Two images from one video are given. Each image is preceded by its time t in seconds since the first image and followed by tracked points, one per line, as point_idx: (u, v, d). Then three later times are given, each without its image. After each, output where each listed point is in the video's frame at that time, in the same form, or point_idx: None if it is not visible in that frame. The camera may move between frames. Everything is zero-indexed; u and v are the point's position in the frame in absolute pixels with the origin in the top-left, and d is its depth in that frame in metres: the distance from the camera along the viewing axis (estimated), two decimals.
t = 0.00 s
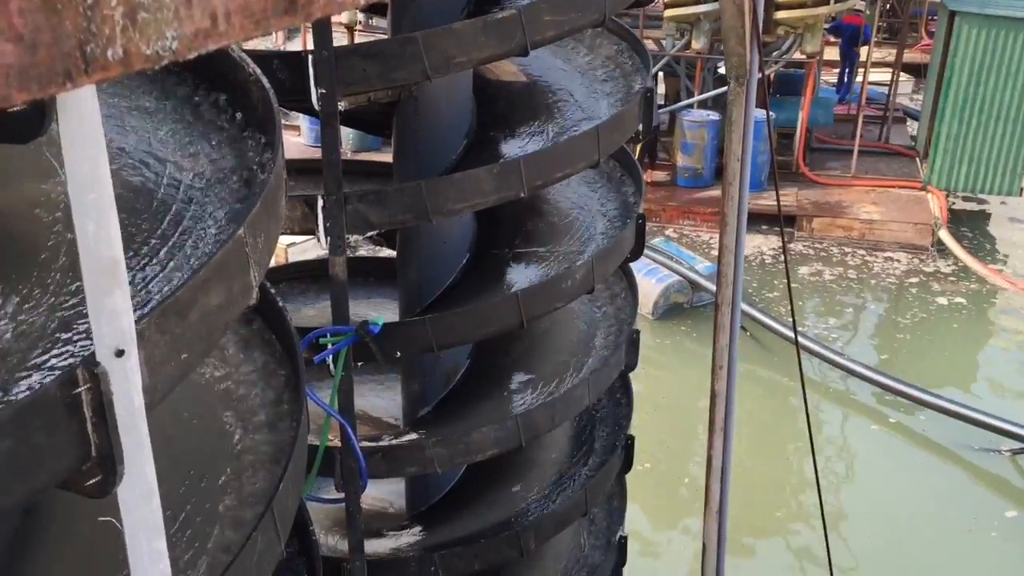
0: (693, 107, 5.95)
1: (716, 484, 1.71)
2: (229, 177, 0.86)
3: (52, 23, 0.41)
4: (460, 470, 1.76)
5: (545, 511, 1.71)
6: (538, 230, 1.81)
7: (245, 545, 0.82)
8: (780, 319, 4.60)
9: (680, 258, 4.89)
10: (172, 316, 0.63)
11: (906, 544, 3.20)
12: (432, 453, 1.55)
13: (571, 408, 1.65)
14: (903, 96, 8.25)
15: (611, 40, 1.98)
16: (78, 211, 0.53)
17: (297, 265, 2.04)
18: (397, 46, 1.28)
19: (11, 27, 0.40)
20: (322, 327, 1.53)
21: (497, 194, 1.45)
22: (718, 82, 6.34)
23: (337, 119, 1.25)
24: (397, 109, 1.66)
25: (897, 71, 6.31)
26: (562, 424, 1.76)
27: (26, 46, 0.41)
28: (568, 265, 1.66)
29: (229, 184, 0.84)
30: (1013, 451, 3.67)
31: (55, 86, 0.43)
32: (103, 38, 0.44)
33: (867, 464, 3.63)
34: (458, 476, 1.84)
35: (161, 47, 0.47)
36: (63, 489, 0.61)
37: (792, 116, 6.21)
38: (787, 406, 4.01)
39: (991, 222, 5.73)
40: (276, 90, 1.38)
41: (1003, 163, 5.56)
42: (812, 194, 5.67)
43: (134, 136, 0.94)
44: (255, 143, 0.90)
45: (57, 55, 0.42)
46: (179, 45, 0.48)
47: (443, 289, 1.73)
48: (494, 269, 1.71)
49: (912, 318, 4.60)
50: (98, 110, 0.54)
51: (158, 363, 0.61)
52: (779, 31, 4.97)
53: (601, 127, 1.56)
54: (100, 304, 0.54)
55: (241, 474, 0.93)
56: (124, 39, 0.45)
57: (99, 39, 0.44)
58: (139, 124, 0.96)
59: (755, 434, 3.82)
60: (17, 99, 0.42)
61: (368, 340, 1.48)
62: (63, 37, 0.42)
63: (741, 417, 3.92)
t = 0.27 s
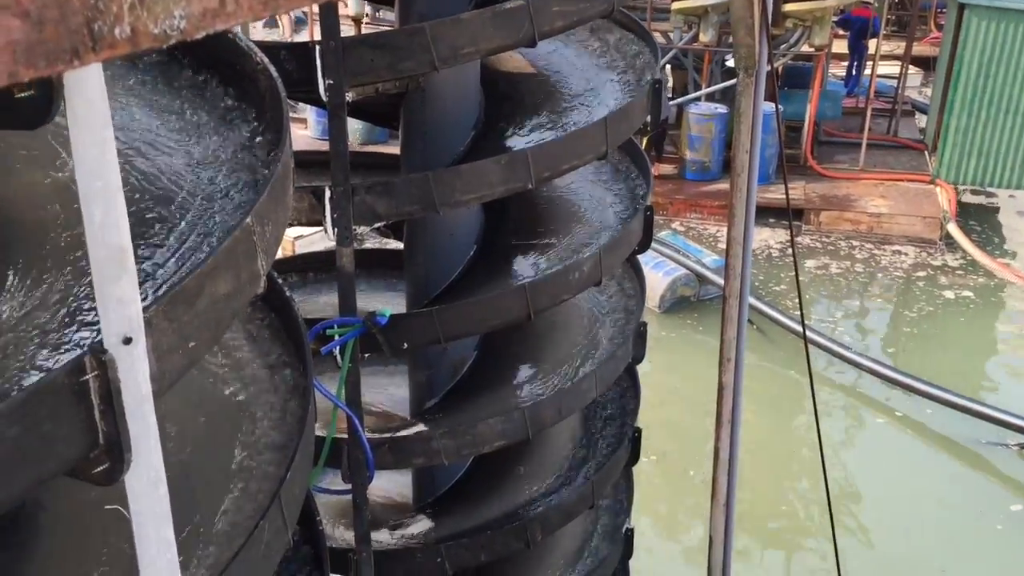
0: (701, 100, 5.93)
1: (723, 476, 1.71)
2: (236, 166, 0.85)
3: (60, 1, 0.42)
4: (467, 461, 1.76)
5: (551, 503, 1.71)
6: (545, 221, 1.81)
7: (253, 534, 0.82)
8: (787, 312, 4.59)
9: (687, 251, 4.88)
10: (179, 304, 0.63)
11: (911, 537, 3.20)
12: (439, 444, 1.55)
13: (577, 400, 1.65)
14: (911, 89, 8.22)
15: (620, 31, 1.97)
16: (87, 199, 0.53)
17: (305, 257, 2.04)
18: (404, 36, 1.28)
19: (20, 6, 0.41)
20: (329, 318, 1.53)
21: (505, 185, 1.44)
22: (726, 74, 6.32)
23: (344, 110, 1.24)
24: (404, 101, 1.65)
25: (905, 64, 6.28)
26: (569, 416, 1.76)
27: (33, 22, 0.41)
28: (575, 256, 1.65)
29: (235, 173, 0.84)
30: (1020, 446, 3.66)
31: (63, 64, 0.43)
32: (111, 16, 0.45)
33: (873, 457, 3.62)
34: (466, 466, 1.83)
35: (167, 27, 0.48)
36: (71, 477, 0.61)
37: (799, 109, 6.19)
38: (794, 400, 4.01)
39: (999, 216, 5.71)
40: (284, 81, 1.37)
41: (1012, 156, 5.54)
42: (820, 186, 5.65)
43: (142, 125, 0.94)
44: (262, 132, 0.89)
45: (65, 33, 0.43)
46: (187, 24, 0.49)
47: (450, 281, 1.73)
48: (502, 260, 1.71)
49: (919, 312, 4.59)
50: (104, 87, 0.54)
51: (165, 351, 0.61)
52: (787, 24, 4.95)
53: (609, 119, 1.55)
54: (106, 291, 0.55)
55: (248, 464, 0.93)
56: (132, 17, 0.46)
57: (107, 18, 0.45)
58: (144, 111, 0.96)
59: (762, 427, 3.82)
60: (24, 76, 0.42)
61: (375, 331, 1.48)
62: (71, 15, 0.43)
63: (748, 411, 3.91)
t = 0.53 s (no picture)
0: (703, 97, 5.93)
1: (725, 473, 1.71)
2: (240, 162, 0.85)
3: None
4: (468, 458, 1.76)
5: (554, 500, 1.71)
6: (548, 217, 1.80)
7: (254, 530, 0.82)
8: (790, 309, 4.58)
9: (689, 248, 4.88)
10: (181, 300, 0.63)
11: (911, 534, 3.19)
12: (441, 441, 1.55)
13: (579, 397, 1.65)
14: (914, 86, 8.21)
15: (622, 27, 1.97)
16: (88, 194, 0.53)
17: (307, 254, 2.04)
18: (407, 32, 1.27)
19: None
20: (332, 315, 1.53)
21: (507, 182, 1.44)
22: (728, 71, 6.32)
23: (346, 107, 1.24)
24: (406, 98, 1.65)
25: (908, 61, 6.27)
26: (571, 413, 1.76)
27: (34, 16, 0.41)
28: (577, 253, 1.65)
29: (238, 169, 0.84)
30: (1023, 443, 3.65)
31: (63, 57, 0.43)
32: (112, 10, 0.45)
33: (875, 454, 3.62)
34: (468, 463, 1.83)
35: (169, 20, 0.48)
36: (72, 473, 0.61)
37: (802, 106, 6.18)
38: (796, 397, 4.00)
39: (1002, 213, 5.70)
40: (286, 78, 1.37)
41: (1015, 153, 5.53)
42: (822, 184, 5.65)
43: (144, 124, 0.93)
44: (263, 128, 0.89)
45: (66, 26, 0.43)
46: (188, 18, 0.49)
47: (453, 278, 1.73)
48: (504, 257, 1.71)
49: (921, 309, 4.59)
50: (105, 83, 0.54)
51: (167, 347, 0.61)
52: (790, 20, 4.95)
53: (611, 116, 1.55)
54: (109, 288, 0.55)
55: (250, 460, 0.93)
56: (133, 12, 0.46)
57: (108, 12, 0.45)
58: (146, 109, 0.96)
59: (764, 424, 3.82)
60: (24, 69, 0.42)
61: (377, 328, 1.48)
62: (71, 8, 0.43)
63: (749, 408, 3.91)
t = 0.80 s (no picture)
0: (702, 95, 5.93)
1: (724, 470, 1.71)
2: (238, 154, 0.85)
3: None
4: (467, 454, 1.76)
5: (553, 496, 1.71)
6: (546, 213, 1.80)
7: (253, 523, 0.82)
8: (788, 306, 4.59)
9: (688, 246, 4.88)
10: (180, 292, 0.63)
11: (908, 531, 3.20)
12: (440, 437, 1.55)
13: (579, 393, 1.65)
14: (913, 84, 8.21)
15: (621, 23, 1.97)
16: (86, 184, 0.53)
17: (306, 250, 2.04)
18: (406, 28, 1.27)
19: None
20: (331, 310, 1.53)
21: (506, 178, 1.44)
22: (728, 69, 6.32)
23: (345, 102, 1.24)
24: (406, 93, 1.65)
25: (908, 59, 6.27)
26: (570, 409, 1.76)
27: None
28: (576, 249, 1.65)
29: (237, 160, 0.84)
30: (1021, 441, 3.66)
31: (60, 39, 0.43)
32: None
33: (873, 451, 3.62)
34: (467, 459, 1.83)
35: (166, 6, 0.48)
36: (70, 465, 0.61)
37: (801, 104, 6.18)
38: (795, 395, 4.01)
39: (1001, 211, 5.70)
40: (285, 73, 1.37)
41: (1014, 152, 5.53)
42: (821, 182, 5.65)
43: (142, 114, 0.93)
44: (263, 120, 0.89)
45: (62, 8, 0.43)
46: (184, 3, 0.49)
47: (452, 274, 1.73)
48: (503, 253, 1.71)
49: (919, 306, 4.59)
50: (103, 73, 0.54)
51: (165, 339, 0.61)
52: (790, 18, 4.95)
53: (611, 111, 1.55)
54: (108, 280, 0.55)
55: (248, 453, 0.93)
56: None
57: None
58: (144, 99, 0.95)
59: (763, 422, 3.82)
60: (19, 51, 0.42)
61: (376, 324, 1.48)
62: None
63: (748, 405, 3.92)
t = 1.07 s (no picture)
0: (702, 90, 5.92)
1: (724, 463, 1.70)
2: (239, 145, 0.85)
3: None
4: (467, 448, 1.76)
5: (553, 490, 1.71)
6: (546, 206, 1.80)
7: (254, 514, 0.82)
8: (788, 301, 4.59)
9: (687, 241, 4.88)
10: (181, 282, 0.63)
11: (907, 525, 3.20)
12: (440, 430, 1.55)
13: (579, 386, 1.65)
14: (913, 79, 8.21)
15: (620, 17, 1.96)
16: (87, 173, 0.54)
17: (306, 244, 2.04)
18: (405, 20, 1.27)
19: None
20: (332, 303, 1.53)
21: (506, 171, 1.44)
22: (727, 64, 6.31)
23: (345, 95, 1.24)
24: (405, 87, 1.65)
25: (907, 54, 6.27)
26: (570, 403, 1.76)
27: None
28: (576, 243, 1.65)
29: (237, 152, 0.84)
30: (1020, 436, 3.66)
31: (60, 18, 0.45)
32: None
33: (872, 446, 3.62)
34: (467, 452, 1.83)
35: None
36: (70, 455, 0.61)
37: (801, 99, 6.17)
38: (794, 389, 4.01)
39: (1000, 206, 5.70)
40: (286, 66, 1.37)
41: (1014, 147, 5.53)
42: (820, 177, 5.65)
43: (143, 105, 0.93)
44: (264, 112, 0.89)
45: None
46: None
47: (452, 268, 1.73)
48: (503, 247, 1.70)
49: (917, 301, 4.59)
50: (104, 60, 0.55)
51: (166, 329, 0.61)
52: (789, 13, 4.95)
53: (611, 104, 1.54)
54: (108, 270, 0.55)
55: (249, 442, 0.92)
56: None
57: None
58: (144, 90, 0.95)
59: (762, 416, 3.82)
60: (18, 27, 0.44)
61: (376, 317, 1.48)
62: None
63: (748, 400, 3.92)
